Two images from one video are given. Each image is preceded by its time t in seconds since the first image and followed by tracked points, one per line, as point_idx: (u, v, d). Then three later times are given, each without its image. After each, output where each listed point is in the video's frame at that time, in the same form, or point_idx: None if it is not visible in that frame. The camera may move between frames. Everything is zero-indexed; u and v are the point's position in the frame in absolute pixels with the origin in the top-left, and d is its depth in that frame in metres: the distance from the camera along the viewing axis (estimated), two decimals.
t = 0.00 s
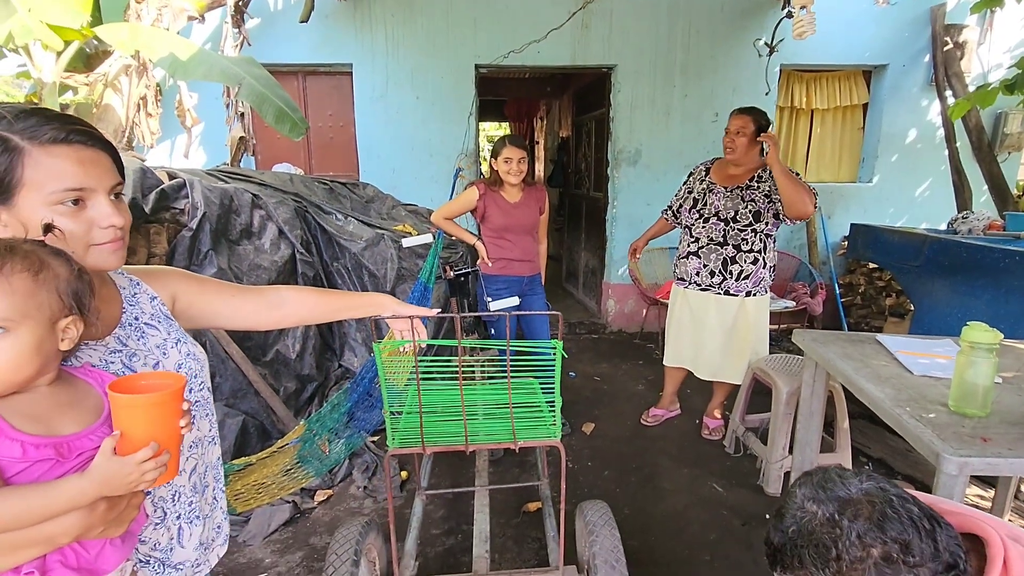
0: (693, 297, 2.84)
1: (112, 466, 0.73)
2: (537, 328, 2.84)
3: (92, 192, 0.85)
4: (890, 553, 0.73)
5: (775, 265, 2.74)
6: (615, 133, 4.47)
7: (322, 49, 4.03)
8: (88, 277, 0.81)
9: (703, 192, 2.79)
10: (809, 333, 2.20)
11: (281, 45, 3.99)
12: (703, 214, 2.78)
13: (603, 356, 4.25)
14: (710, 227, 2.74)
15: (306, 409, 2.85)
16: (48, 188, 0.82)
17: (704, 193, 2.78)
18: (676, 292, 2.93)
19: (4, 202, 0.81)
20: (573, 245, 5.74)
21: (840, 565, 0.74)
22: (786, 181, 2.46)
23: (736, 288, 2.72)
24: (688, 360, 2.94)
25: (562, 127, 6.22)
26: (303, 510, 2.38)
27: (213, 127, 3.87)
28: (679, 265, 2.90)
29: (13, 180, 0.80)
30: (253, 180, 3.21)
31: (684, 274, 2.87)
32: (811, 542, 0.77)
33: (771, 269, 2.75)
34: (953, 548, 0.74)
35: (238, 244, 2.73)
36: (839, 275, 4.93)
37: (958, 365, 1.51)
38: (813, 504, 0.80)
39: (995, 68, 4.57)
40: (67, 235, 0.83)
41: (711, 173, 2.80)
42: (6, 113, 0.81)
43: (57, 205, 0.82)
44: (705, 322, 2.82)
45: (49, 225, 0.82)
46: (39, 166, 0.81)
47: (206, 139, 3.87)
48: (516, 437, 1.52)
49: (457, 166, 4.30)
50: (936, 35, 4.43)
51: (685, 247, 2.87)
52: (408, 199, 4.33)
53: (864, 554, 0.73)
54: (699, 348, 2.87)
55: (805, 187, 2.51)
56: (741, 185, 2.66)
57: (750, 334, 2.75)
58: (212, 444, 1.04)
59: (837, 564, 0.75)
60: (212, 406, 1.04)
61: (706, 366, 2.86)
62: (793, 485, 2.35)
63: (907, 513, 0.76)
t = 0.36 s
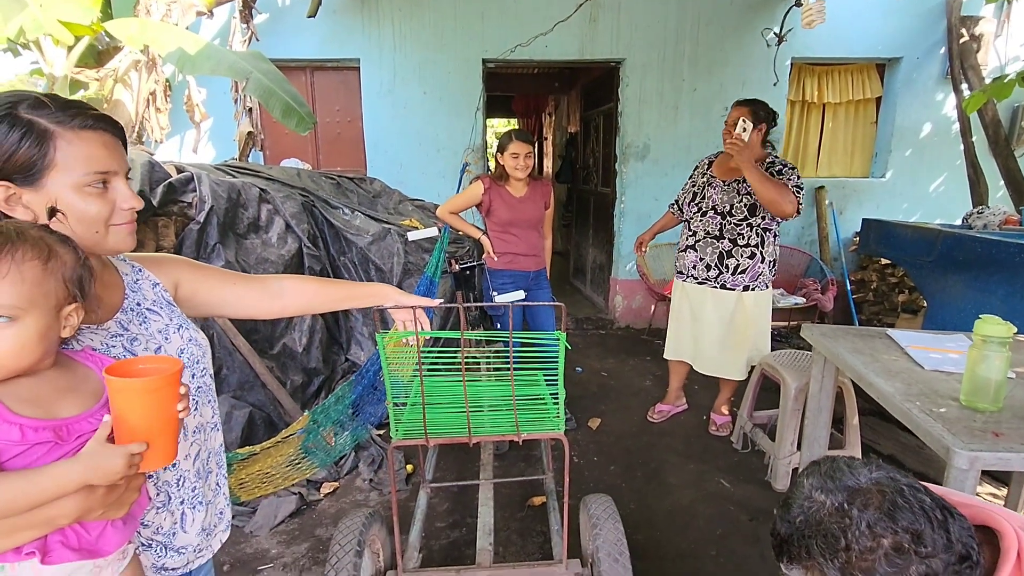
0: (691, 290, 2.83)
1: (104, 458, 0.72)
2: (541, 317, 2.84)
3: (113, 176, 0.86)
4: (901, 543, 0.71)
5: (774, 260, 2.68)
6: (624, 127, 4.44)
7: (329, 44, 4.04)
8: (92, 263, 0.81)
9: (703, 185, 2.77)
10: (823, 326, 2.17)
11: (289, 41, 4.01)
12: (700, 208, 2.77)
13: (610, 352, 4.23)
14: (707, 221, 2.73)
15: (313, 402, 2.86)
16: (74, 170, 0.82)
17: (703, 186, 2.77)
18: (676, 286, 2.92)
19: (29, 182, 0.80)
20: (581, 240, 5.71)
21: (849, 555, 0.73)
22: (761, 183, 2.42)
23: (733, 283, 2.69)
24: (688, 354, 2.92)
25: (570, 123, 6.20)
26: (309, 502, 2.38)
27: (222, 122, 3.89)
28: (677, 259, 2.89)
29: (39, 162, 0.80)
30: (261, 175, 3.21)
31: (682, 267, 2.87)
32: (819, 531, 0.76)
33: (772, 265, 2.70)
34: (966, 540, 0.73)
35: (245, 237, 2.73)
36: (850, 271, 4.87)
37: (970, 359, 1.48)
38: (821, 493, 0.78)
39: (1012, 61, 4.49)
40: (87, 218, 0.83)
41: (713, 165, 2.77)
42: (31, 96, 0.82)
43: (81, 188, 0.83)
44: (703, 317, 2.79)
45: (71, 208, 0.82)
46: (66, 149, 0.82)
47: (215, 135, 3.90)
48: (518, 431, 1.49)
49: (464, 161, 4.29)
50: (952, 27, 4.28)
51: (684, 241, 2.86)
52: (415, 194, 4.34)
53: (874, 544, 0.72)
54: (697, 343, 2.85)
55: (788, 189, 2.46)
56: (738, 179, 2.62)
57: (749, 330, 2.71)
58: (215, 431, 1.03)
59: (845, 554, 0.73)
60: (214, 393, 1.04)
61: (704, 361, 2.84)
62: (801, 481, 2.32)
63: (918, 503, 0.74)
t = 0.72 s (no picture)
0: (681, 281, 2.83)
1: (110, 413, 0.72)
2: (552, 306, 2.84)
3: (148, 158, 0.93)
4: (910, 522, 0.71)
5: (763, 252, 2.64)
6: (635, 121, 4.41)
7: (340, 38, 4.05)
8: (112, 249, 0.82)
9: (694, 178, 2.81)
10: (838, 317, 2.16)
11: (301, 35, 4.02)
12: (690, 200, 2.79)
13: (620, 346, 4.22)
14: (694, 212, 2.75)
15: (325, 393, 2.88)
16: (126, 149, 0.87)
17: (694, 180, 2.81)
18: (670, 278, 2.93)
19: (86, 161, 0.83)
20: (592, 235, 5.70)
21: (858, 534, 0.73)
22: (727, 184, 2.47)
23: (719, 273, 2.68)
24: (679, 345, 2.91)
25: (581, 117, 6.18)
26: (321, 491, 2.40)
27: (235, 116, 3.92)
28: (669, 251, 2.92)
29: (99, 140, 0.84)
30: (273, 168, 3.21)
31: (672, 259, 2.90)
32: (829, 511, 0.76)
33: (761, 258, 2.65)
34: (978, 521, 0.72)
35: (259, 229, 2.76)
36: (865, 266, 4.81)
37: (986, 350, 1.46)
38: (831, 473, 0.78)
39: None
40: (138, 195, 0.88)
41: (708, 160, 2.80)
42: (69, 81, 0.85)
43: (130, 167, 0.87)
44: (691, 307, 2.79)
45: (127, 185, 0.87)
46: (117, 130, 0.86)
47: (228, 129, 3.93)
48: (529, 419, 1.48)
49: (474, 155, 4.30)
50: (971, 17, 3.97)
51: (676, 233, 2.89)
52: (426, 188, 4.35)
53: (883, 523, 0.72)
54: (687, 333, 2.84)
55: (753, 184, 2.48)
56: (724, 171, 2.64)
57: (735, 321, 2.68)
58: (232, 412, 1.04)
59: (853, 532, 0.74)
60: (230, 375, 1.04)
61: (693, 351, 2.83)
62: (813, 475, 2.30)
63: (929, 483, 0.74)
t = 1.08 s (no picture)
0: (666, 273, 2.82)
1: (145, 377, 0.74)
2: (563, 300, 2.85)
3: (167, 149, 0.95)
4: (924, 516, 0.71)
5: (747, 245, 2.63)
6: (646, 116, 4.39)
7: (351, 34, 4.06)
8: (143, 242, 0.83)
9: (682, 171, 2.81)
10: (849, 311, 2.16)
11: (312, 31, 4.04)
12: (677, 192, 2.80)
13: (630, 341, 4.21)
14: (680, 204, 2.76)
15: (337, 386, 2.91)
16: (149, 141, 0.89)
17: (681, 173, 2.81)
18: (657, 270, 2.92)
19: (113, 153, 0.85)
20: (602, 230, 5.69)
21: (870, 528, 0.73)
22: (705, 181, 2.50)
23: (702, 265, 2.68)
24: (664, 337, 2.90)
25: (591, 112, 6.16)
26: (333, 483, 2.43)
27: (247, 112, 3.95)
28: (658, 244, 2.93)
29: (125, 133, 0.86)
30: (286, 164, 3.20)
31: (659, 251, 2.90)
32: (840, 505, 0.76)
33: (746, 250, 2.64)
34: (990, 514, 0.72)
35: (271, 224, 2.78)
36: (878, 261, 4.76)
37: (1003, 344, 1.44)
38: (842, 468, 0.78)
39: None
40: (162, 186, 0.91)
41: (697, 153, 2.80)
42: (90, 75, 0.86)
43: (154, 158, 0.90)
44: (675, 300, 2.78)
45: (151, 176, 0.90)
46: (141, 123, 0.88)
47: (241, 125, 3.96)
48: (540, 411, 1.50)
49: (484, 149, 4.30)
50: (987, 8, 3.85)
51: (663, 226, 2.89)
52: (436, 183, 4.36)
53: (895, 517, 0.72)
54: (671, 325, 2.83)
55: (729, 178, 2.51)
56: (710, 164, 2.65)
57: (715, 313, 2.68)
58: (249, 400, 1.05)
59: (866, 526, 0.73)
60: (247, 363, 1.06)
61: (677, 343, 2.83)
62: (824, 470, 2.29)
63: (942, 477, 0.73)
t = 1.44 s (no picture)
0: (665, 269, 2.80)
1: (201, 356, 0.82)
2: (574, 294, 2.86)
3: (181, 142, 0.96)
4: (941, 510, 0.70)
5: (746, 238, 2.61)
6: (656, 110, 4.36)
7: (361, 28, 4.06)
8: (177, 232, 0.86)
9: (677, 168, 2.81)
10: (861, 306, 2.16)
11: (323, 25, 4.05)
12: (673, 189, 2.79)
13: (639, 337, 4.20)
14: (676, 200, 2.75)
15: (346, 380, 2.93)
16: (163, 134, 0.90)
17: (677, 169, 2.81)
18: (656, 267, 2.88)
19: (129, 147, 0.86)
20: (611, 226, 5.67)
21: (887, 522, 0.73)
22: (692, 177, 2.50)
23: (702, 259, 2.66)
24: (662, 333, 2.87)
25: (601, 107, 6.13)
26: (343, 476, 2.45)
27: (257, 107, 3.97)
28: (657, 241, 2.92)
29: (140, 127, 0.86)
30: (296, 159, 3.20)
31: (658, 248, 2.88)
32: (856, 499, 0.76)
33: (745, 244, 2.62)
34: (1008, 508, 0.71)
35: (282, 219, 2.78)
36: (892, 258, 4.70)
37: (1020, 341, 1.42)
38: (858, 462, 0.78)
39: None
40: (177, 180, 0.92)
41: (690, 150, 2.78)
42: (103, 70, 0.86)
43: (168, 152, 0.90)
44: (678, 294, 2.75)
45: (167, 170, 0.90)
46: (154, 116, 0.89)
47: (251, 120, 3.98)
48: (550, 406, 1.49)
49: (493, 144, 4.29)
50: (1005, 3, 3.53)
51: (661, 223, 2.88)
52: (446, 179, 4.36)
53: (912, 511, 0.71)
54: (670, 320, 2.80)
55: (719, 173, 2.51)
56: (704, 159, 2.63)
57: (718, 307, 2.66)
58: (263, 392, 1.06)
59: (882, 521, 0.73)
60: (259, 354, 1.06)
61: (677, 338, 2.81)
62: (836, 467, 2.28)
63: (959, 471, 0.72)
